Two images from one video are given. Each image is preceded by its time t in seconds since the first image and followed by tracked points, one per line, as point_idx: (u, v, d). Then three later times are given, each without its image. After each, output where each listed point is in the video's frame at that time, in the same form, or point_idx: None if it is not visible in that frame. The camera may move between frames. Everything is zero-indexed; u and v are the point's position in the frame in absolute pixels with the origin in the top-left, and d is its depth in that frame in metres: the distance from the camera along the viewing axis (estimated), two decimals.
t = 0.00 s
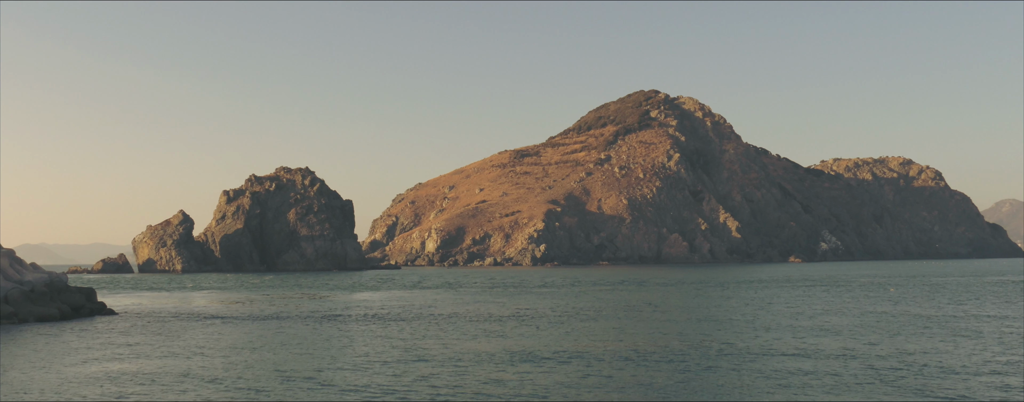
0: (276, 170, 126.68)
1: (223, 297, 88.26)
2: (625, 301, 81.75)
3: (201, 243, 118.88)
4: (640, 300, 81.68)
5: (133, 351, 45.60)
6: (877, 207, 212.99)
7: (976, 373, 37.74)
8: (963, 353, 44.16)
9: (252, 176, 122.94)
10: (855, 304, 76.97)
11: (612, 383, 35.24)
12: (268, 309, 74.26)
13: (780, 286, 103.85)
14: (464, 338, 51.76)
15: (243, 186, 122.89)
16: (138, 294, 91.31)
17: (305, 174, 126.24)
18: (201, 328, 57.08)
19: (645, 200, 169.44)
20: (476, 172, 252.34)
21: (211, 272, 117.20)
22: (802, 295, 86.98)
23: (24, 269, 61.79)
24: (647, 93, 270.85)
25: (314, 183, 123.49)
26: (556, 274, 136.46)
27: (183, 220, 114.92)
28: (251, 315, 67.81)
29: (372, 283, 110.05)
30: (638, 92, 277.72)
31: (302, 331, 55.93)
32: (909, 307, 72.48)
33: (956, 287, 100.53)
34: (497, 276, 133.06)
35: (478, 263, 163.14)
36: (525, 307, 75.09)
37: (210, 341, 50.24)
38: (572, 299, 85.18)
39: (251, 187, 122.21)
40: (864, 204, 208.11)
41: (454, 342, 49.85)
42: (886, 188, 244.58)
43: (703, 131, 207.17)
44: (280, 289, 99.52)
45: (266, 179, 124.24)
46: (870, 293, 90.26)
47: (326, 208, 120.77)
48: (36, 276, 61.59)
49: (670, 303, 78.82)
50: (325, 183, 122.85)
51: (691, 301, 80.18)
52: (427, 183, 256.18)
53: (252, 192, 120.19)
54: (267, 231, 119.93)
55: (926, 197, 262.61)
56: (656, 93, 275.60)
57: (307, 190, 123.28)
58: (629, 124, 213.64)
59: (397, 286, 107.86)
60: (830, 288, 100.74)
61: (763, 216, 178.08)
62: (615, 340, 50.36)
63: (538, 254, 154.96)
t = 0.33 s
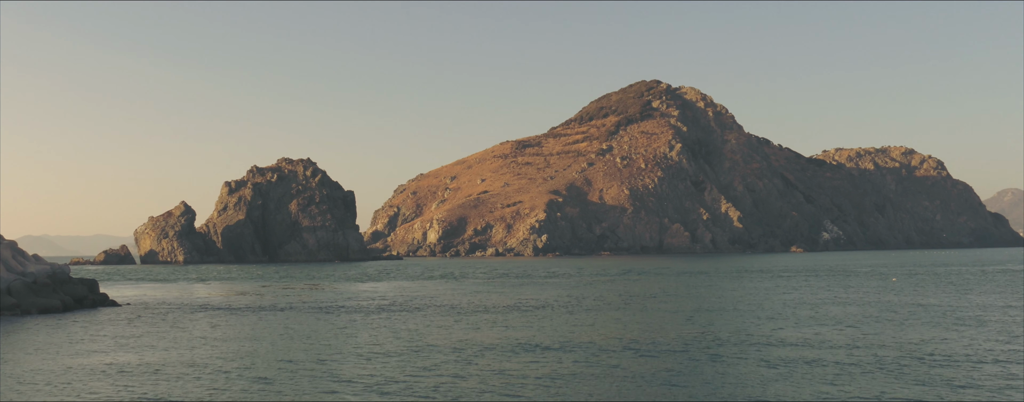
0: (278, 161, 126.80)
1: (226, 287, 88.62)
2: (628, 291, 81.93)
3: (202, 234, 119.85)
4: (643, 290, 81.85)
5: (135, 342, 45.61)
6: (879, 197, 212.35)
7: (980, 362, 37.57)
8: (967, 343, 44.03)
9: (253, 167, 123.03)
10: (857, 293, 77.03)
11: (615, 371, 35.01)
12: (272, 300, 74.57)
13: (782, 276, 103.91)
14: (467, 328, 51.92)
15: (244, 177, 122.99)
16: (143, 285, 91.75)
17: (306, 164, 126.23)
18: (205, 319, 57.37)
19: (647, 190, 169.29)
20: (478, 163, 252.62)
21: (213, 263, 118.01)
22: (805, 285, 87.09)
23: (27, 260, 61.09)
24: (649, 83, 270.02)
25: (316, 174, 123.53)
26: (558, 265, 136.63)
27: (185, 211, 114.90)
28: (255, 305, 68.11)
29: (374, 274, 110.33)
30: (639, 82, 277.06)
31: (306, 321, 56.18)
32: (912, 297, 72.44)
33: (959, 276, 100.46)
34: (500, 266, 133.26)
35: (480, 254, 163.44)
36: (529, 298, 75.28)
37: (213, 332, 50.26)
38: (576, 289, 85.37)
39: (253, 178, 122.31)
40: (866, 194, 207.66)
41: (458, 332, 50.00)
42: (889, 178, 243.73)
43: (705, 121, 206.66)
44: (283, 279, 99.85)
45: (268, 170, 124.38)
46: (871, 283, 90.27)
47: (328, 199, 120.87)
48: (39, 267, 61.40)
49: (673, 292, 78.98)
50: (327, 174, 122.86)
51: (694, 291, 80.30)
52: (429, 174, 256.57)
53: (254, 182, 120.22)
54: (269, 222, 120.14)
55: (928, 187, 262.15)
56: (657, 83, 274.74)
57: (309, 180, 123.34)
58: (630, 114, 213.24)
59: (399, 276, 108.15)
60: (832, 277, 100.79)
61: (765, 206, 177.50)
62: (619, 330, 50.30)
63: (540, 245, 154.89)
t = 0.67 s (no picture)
0: (276, 151, 127.69)
1: (224, 278, 89.02)
2: (624, 280, 82.04)
3: (201, 225, 119.97)
4: (638, 280, 81.91)
5: (123, 324, 45.62)
6: (877, 186, 212.47)
7: (971, 336, 37.30)
8: (959, 320, 43.79)
9: (251, 157, 123.75)
10: (850, 280, 77.11)
11: (602, 348, 34.85)
12: (268, 290, 74.79)
13: (778, 265, 104.02)
14: (460, 312, 52.11)
15: (242, 167, 123.71)
16: (142, 275, 92.21)
17: (304, 154, 127.07)
18: (200, 305, 57.60)
19: (646, 180, 169.65)
20: (476, 154, 253.13)
21: (212, 253, 118.23)
22: (799, 273, 87.17)
23: (25, 250, 58.65)
24: (647, 72, 269.79)
25: (314, 164, 124.58)
26: (556, 254, 136.94)
27: (183, 201, 114.46)
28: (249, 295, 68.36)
29: (372, 264, 110.77)
30: (638, 71, 276.64)
31: (302, 307, 56.43)
32: (910, 283, 72.26)
33: (958, 264, 100.36)
34: (497, 256, 133.59)
35: (478, 244, 164.04)
36: (523, 286, 75.44)
37: (204, 316, 50.27)
38: (571, 279, 85.53)
39: (251, 168, 123.07)
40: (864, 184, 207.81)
41: (451, 315, 50.19)
42: (886, 168, 243.50)
43: (703, 110, 206.49)
44: (282, 269, 100.34)
45: (265, 160, 125.16)
46: (870, 271, 90.23)
47: (326, 189, 121.82)
48: (37, 257, 58.71)
49: (667, 281, 78.99)
50: (324, 164, 123.81)
51: (688, 280, 80.35)
52: (427, 163, 256.79)
53: (252, 173, 120.98)
54: (267, 212, 120.97)
55: (926, 177, 262.10)
56: (656, 73, 274.28)
57: (307, 171, 124.50)
58: (628, 104, 213.30)
59: (397, 266, 108.64)
60: (828, 266, 100.81)
61: (762, 196, 177.62)
62: (611, 313, 50.19)
63: (538, 235, 155.08)
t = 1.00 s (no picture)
0: (276, 141, 127.84)
1: (227, 267, 89.39)
2: (625, 270, 82.21)
3: (202, 214, 120.12)
4: (639, 269, 82.13)
5: (126, 313, 45.82)
6: (878, 176, 212.27)
7: (970, 326, 37.50)
8: (959, 309, 43.93)
9: (252, 147, 123.89)
10: (851, 269, 77.28)
11: (603, 336, 34.99)
12: (269, 279, 75.00)
13: (779, 255, 104.16)
14: (462, 301, 52.37)
15: (243, 157, 123.87)
16: (145, 265, 92.56)
17: (305, 144, 127.25)
18: (202, 294, 57.75)
19: (646, 169, 169.64)
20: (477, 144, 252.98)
21: (213, 243, 118.40)
22: (799, 263, 87.40)
23: (25, 240, 58.81)
24: (648, 62, 269.07)
25: (315, 154, 124.71)
26: (556, 244, 137.17)
27: (185, 191, 114.65)
28: (251, 284, 68.61)
29: (374, 253, 111.11)
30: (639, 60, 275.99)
31: (305, 296, 56.72)
32: (908, 272, 72.40)
33: (956, 254, 100.68)
34: (498, 246, 133.81)
35: (479, 233, 164.21)
36: (524, 276, 75.66)
37: (206, 305, 50.51)
38: (571, 268, 85.77)
39: (251, 158, 123.23)
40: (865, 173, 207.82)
41: (452, 304, 50.46)
42: (888, 158, 243.05)
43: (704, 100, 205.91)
44: (283, 259, 100.70)
45: (266, 150, 125.31)
46: (869, 261, 90.54)
47: (327, 179, 121.99)
48: (38, 247, 58.94)
49: (667, 270, 79.17)
50: (325, 154, 124.00)
51: (689, 269, 80.49)
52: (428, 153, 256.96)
53: (253, 163, 121.15)
54: (268, 202, 121.17)
55: (927, 166, 261.48)
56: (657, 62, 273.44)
57: (308, 160, 124.65)
58: (629, 93, 213.07)
59: (398, 255, 108.99)
60: (828, 256, 101.03)
61: (763, 185, 177.49)
62: (610, 302, 50.30)
63: (539, 224, 155.16)
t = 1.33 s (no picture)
0: (276, 129, 128.00)
1: (227, 255, 89.90)
2: (624, 257, 82.70)
3: (202, 203, 120.43)
4: (638, 257, 82.65)
5: (128, 301, 46.06)
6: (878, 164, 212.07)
7: (968, 314, 37.79)
8: (956, 298, 44.22)
9: (252, 135, 124.03)
10: (848, 257, 77.80)
11: (602, 324, 35.23)
12: (271, 267, 75.50)
13: (776, 243, 104.79)
14: (462, 288, 52.76)
15: (243, 145, 124.01)
16: (146, 253, 93.17)
17: (305, 133, 127.45)
18: (203, 282, 58.20)
19: (647, 158, 169.63)
20: (477, 132, 252.84)
21: (214, 231, 118.83)
22: (798, 251, 87.94)
23: (26, 229, 58.88)
24: (649, 50, 268.27)
25: (315, 142, 124.91)
26: (556, 232, 137.63)
27: (185, 179, 115.10)
28: (252, 272, 69.18)
29: (374, 241, 111.58)
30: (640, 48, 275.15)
31: (305, 284, 57.06)
32: (905, 260, 72.89)
33: (953, 243, 101.22)
34: (498, 234, 134.25)
35: (479, 222, 164.48)
36: (524, 264, 76.23)
37: (207, 292, 50.82)
38: (571, 256, 86.37)
39: (252, 146, 123.38)
40: (865, 162, 207.62)
41: (453, 291, 50.92)
42: (888, 146, 242.73)
43: (705, 89, 205.31)
44: (283, 247, 101.15)
45: (267, 138, 125.51)
46: (867, 249, 91.01)
47: (328, 167, 122.19)
48: (39, 235, 59.29)
49: (666, 259, 79.73)
50: (326, 142, 124.20)
51: (687, 257, 81.15)
52: (429, 141, 256.93)
53: (253, 151, 121.30)
54: (269, 191, 121.30)
55: (927, 155, 261.25)
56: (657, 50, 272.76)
57: (308, 149, 124.81)
58: (629, 82, 212.67)
59: (398, 243, 109.36)
60: (825, 244, 101.64)
61: (764, 174, 177.32)
62: (609, 290, 50.62)
63: (540, 213, 155.23)
